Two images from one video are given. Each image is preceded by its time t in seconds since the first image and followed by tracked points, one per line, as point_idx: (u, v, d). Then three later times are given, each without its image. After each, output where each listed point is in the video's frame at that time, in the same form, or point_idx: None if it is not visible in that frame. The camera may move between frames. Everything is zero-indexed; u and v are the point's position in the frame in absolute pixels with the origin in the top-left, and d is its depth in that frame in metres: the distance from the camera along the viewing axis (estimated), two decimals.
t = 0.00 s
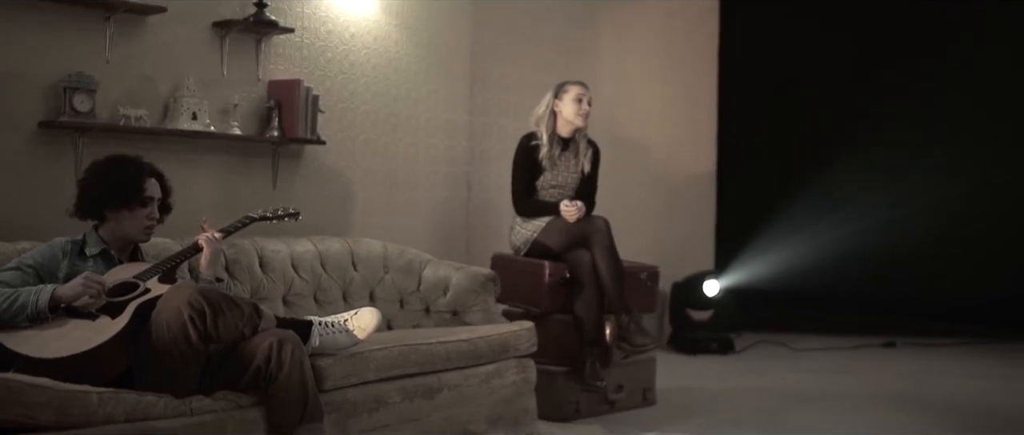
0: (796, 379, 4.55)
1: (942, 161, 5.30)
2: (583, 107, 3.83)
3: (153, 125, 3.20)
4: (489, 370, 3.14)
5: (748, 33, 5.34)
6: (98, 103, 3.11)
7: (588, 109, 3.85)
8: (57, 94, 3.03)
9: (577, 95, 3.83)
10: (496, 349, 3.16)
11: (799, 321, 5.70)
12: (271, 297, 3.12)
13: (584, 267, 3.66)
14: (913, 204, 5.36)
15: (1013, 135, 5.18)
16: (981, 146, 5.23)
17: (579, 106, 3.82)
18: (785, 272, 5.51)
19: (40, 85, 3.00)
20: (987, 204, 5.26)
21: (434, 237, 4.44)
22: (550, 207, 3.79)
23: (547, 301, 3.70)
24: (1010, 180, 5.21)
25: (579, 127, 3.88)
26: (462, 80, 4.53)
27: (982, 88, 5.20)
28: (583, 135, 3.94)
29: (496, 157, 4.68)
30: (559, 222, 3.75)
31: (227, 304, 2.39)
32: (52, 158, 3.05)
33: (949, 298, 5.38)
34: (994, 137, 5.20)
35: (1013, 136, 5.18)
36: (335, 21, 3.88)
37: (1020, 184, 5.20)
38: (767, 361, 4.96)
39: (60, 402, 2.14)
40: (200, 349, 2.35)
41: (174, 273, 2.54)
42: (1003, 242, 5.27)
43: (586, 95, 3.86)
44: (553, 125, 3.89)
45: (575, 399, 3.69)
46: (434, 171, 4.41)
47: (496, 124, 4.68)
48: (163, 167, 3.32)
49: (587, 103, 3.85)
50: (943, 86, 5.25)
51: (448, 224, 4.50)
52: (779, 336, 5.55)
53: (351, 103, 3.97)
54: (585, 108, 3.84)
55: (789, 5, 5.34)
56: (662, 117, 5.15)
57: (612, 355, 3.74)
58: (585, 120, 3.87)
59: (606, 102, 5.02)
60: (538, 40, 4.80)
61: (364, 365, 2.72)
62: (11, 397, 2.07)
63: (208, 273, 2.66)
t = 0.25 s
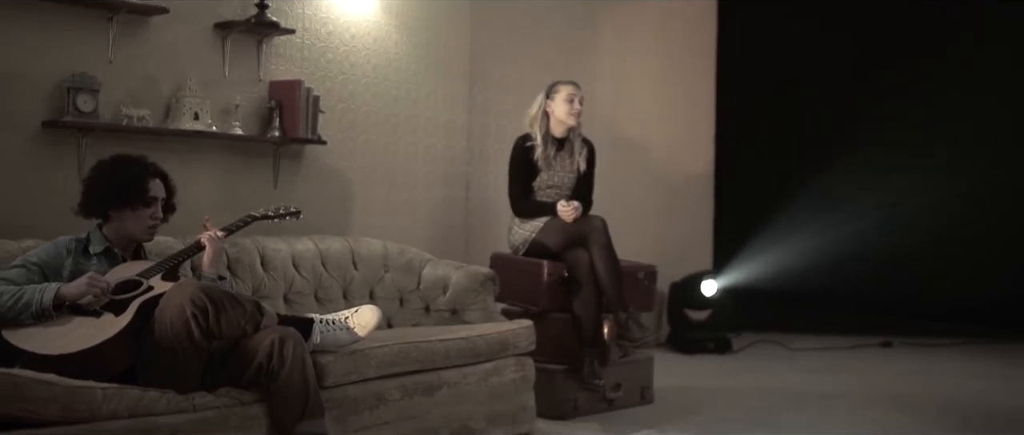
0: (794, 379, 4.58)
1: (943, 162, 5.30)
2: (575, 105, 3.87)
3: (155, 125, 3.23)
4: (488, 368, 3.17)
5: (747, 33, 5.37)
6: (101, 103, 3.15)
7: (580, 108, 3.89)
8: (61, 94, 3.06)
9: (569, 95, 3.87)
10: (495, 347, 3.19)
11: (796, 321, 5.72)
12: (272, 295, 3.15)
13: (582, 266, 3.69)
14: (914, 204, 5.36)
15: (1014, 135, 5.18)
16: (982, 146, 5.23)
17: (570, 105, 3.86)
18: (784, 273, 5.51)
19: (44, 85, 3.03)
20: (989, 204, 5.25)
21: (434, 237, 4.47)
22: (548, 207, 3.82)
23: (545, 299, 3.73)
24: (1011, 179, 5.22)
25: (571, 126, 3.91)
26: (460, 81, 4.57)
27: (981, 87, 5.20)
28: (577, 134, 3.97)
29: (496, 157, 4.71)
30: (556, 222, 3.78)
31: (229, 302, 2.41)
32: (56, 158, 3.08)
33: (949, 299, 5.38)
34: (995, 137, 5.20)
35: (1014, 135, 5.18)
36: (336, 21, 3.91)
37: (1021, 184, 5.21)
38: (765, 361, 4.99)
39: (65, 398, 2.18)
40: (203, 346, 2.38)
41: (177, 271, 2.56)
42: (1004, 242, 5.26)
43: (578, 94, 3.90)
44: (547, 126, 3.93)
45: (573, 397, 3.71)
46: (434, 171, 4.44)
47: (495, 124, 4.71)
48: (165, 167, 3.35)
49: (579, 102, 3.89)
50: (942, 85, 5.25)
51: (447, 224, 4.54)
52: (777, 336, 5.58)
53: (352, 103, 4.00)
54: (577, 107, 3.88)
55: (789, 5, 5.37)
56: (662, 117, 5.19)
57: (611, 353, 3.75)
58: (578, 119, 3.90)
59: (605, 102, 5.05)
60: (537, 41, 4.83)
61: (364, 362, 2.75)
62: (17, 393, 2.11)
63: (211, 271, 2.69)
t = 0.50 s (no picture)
0: (794, 379, 4.61)
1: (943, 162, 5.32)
2: (564, 108, 3.90)
3: (160, 127, 3.26)
4: (490, 368, 3.20)
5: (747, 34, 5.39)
6: (106, 106, 3.17)
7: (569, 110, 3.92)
8: (67, 97, 3.09)
9: (557, 98, 3.91)
10: (496, 347, 3.22)
11: (796, 322, 5.76)
12: (276, 295, 3.18)
13: (582, 267, 3.73)
14: (914, 204, 5.39)
15: (1014, 135, 5.20)
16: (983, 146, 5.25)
17: (559, 108, 3.90)
18: (784, 273, 5.54)
19: (50, 88, 3.06)
20: (989, 204, 5.28)
21: (435, 238, 4.50)
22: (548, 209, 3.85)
23: (546, 300, 3.77)
24: (1011, 180, 5.24)
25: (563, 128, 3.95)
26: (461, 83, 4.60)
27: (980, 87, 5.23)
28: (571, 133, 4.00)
29: (496, 159, 4.74)
30: (555, 224, 3.80)
31: (235, 302, 2.45)
32: (62, 160, 3.11)
33: (950, 299, 5.41)
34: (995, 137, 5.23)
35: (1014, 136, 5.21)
36: (338, 24, 3.94)
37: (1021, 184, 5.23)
38: (764, 361, 5.02)
39: (75, 397, 2.20)
40: (209, 346, 2.41)
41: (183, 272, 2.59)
42: (1005, 243, 5.30)
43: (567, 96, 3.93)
44: (539, 128, 3.97)
45: (574, 396, 3.73)
46: (435, 173, 4.48)
47: (495, 126, 4.75)
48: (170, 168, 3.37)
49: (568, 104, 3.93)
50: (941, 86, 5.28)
51: (448, 225, 4.57)
52: (776, 336, 5.61)
53: (354, 105, 4.03)
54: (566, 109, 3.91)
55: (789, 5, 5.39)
56: (662, 117, 5.21)
57: (613, 352, 3.76)
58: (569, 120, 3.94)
59: (605, 104, 5.09)
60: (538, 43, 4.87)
61: (367, 362, 2.78)
62: (27, 391, 2.14)
63: (217, 272, 2.72)
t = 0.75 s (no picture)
0: (794, 378, 4.65)
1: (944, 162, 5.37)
2: (553, 110, 3.96)
3: (167, 129, 3.30)
4: (493, 367, 3.23)
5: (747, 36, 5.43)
6: (114, 108, 3.21)
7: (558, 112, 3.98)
8: (75, 99, 3.13)
9: (546, 100, 3.96)
10: (499, 346, 3.26)
11: (795, 322, 5.79)
12: (281, 295, 3.22)
13: (583, 267, 3.77)
14: (914, 204, 5.43)
15: (1014, 135, 5.25)
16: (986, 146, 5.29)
17: (549, 111, 3.96)
18: (784, 274, 5.57)
19: (59, 91, 3.10)
20: (990, 204, 5.32)
21: (437, 239, 4.54)
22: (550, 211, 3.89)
23: (547, 300, 3.80)
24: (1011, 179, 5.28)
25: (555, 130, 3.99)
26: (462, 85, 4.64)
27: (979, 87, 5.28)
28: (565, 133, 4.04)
29: (497, 161, 4.79)
30: (556, 225, 3.84)
31: (243, 302, 2.49)
32: (70, 162, 3.15)
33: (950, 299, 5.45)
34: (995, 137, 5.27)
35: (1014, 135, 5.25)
36: (342, 27, 3.98)
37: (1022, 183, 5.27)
38: (763, 360, 5.06)
39: (87, 395, 2.24)
40: (218, 345, 2.45)
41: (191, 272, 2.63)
42: (1005, 242, 5.34)
43: (556, 98, 3.99)
44: (532, 132, 4.02)
45: (576, 395, 3.76)
46: (437, 174, 4.52)
47: (496, 128, 4.79)
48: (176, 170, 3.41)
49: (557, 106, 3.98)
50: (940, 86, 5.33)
51: (449, 226, 4.61)
52: (775, 336, 5.65)
53: (358, 107, 4.07)
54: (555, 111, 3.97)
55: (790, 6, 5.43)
56: (662, 117, 5.25)
57: (614, 351, 3.80)
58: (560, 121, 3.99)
59: (605, 105, 5.13)
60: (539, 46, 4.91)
61: (372, 361, 2.82)
62: (40, 389, 2.18)
63: (226, 272, 2.78)
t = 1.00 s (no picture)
0: (793, 378, 4.68)
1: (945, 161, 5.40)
2: (543, 114, 4.00)
3: (173, 132, 3.33)
4: (495, 366, 3.27)
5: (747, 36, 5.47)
6: (121, 111, 3.25)
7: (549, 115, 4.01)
8: (82, 102, 3.17)
9: (536, 105, 4.00)
10: (500, 346, 3.29)
11: (794, 321, 5.83)
12: (285, 296, 3.26)
13: (583, 267, 3.81)
14: (914, 204, 5.47)
15: (1014, 135, 5.27)
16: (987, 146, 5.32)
17: (539, 116, 4.00)
18: (784, 273, 5.61)
19: (66, 94, 3.13)
20: (990, 204, 5.34)
21: (438, 240, 4.58)
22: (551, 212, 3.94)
23: (548, 299, 3.84)
24: (1010, 180, 5.30)
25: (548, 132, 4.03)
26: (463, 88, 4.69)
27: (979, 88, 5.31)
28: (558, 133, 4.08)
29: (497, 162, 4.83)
30: (556, 226, 3.89)
31: (249, 302, 2.54)
32: (77, 164, 3.19)
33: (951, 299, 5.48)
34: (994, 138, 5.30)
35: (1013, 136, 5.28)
36: (345, 30, 4.02)
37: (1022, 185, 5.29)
38: (761, 359, 5.10)
39: (97, 394, 2.27)
40: (225, 345, 2.50)
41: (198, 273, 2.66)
42: (1005, 242, 5.35)
43: (546, 101, 4.02)
44: (525, 135, 4.07)
45: (576, 394, 3.80)
46: (438, 176, 4.56)
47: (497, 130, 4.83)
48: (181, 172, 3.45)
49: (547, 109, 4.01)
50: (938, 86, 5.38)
51: (450, 227, 4.64)
52: (774, 335, 5.69)
53: (360, 109, 4.11)
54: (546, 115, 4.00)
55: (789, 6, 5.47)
56: (662, 118, 5.29)
57: (614, 350, 3.85)
58: (552, 123, 4.02)
59: (604, 107, 5.18)
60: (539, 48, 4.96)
61: (376, 360, 2.86)
62: (52, 388, 2.21)
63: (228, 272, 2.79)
